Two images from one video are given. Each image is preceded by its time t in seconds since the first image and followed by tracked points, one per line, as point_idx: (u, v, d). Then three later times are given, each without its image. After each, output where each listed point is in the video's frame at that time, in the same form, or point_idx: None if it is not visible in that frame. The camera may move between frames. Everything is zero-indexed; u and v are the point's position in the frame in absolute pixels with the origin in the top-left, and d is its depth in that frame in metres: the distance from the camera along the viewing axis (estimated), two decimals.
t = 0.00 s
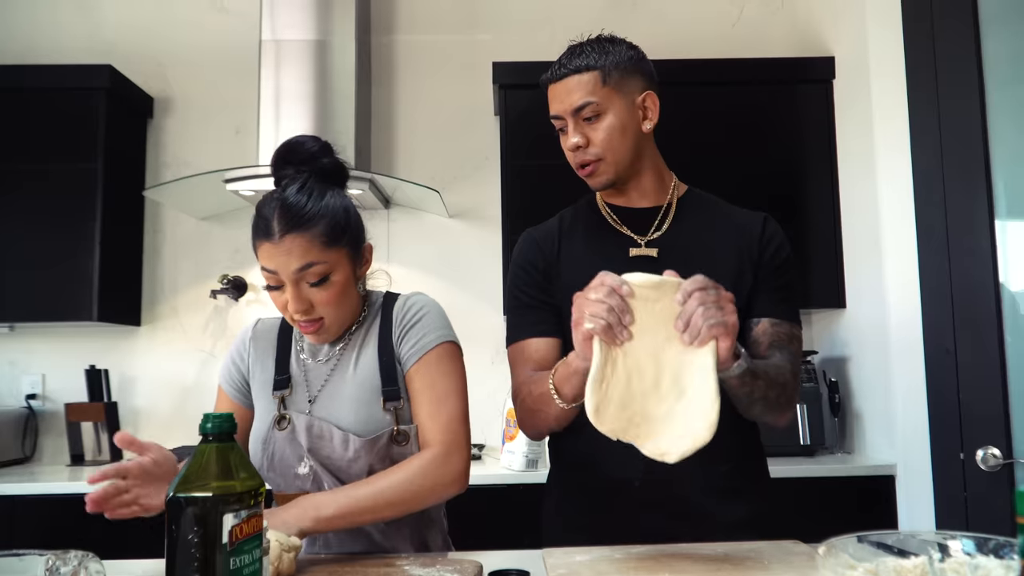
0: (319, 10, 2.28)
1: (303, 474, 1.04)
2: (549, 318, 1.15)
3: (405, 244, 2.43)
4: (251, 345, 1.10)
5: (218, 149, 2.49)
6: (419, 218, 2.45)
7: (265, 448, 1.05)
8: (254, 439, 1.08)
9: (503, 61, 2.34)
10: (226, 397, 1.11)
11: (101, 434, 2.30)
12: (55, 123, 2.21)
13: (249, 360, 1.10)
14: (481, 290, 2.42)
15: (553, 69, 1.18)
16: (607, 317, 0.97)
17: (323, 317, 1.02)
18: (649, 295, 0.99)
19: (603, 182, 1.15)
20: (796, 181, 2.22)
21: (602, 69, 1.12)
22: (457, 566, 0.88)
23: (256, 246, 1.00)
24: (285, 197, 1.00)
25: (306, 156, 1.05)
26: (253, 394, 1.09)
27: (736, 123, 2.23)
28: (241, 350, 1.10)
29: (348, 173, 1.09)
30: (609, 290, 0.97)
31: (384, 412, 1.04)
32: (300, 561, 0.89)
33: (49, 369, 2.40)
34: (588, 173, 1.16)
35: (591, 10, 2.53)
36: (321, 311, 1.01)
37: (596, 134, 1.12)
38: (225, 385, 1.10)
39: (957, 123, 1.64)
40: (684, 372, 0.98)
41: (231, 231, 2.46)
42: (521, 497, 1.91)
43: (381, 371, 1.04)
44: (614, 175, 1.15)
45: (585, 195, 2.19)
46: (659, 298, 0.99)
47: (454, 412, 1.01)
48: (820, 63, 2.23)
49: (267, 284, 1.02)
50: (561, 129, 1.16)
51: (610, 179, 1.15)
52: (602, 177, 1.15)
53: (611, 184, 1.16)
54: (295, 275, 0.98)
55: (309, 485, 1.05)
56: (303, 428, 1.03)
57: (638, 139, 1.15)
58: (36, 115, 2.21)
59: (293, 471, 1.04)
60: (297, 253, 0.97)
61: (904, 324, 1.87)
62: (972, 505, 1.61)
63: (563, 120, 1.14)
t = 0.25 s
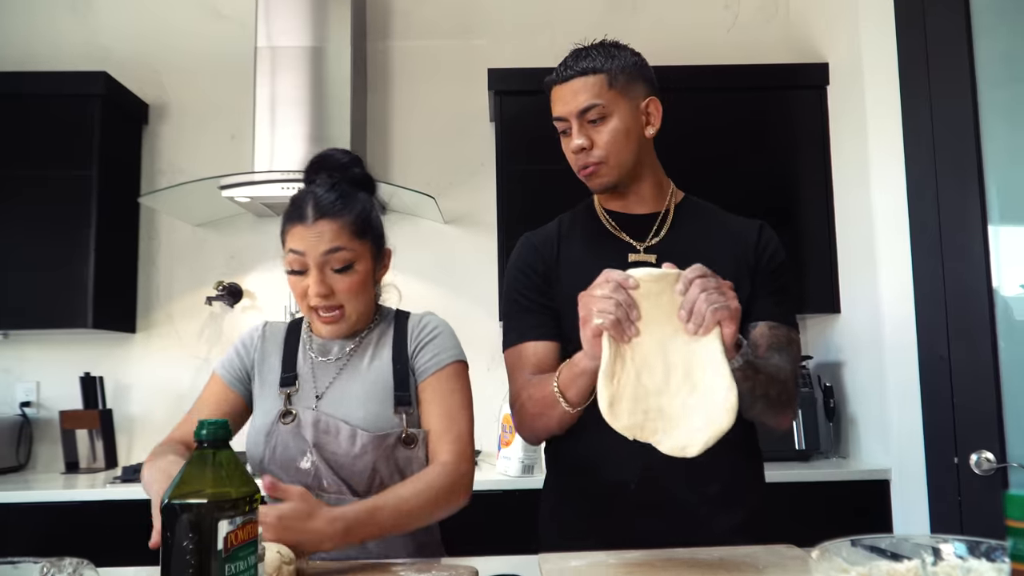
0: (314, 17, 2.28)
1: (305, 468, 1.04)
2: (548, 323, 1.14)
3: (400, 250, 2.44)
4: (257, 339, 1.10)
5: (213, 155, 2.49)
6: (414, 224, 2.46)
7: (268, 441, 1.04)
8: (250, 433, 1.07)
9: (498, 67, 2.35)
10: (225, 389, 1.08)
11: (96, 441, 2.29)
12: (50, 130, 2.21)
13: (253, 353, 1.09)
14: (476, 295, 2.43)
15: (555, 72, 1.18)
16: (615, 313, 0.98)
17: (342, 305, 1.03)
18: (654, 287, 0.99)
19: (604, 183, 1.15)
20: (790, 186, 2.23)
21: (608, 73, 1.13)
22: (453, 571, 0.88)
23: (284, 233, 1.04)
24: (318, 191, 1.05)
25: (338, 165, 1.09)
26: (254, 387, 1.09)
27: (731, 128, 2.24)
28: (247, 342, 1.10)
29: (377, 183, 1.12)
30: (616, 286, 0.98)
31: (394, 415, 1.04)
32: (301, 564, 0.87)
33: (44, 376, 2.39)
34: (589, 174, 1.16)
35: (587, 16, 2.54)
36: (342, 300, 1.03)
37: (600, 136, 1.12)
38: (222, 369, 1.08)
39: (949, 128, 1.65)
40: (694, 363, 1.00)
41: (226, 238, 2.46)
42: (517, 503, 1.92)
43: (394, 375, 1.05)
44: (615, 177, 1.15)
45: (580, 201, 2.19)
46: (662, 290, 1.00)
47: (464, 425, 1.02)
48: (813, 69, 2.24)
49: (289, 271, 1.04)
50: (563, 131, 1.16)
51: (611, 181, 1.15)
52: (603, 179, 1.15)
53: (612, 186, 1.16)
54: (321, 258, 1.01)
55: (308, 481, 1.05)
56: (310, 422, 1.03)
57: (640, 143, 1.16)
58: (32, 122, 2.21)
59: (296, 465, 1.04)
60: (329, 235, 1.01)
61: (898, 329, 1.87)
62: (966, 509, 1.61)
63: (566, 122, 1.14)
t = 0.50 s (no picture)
0: (308, 23, 2.28)
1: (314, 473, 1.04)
2: (550, 316, 1.12)
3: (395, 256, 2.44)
4: (265, 332, 1.11)
5: (207, 162, 2.49)
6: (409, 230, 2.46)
7: (277, 443, 1.04)
8: (253, 427, 1.06)
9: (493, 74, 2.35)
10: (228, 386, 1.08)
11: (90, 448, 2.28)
12: (44, 137, 2.21)
13: (260, 346, 1.10)
14: (472, 301, 2.43)
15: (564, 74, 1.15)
16: (622, 279, 0.95)
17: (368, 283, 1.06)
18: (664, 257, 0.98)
19: (616, 187, 1.14)
20: (784, 192, 2.23)
21: (622, 77, 1.11)
22: None
23: (319, 218, 1.09)
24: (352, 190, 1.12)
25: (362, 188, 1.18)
26: (257, 380, 1.09)
27: (725, 135, 2.24)
28: (254, 332, 1.11)
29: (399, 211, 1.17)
30: (623, 253, 0.96)
31: (413, 431, 1.06)
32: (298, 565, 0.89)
33: (38, 383, 2.38)
34: (599, 177, 1.14)
35: (581, 23, 2.55)
36: (368, 277, 1.05)
37: (614, 139, 1.10)
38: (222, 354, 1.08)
39: (942, 134, 1.66)
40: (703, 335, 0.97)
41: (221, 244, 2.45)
42: (512, 509, 1.91)
43: (415, 396, 1.07)
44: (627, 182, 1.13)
45: (575, 206, 2.20)
46: (669, 261, 0.98)
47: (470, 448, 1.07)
48: (806, 75, 2.25)
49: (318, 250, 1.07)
50: (574, 133, 1.13)
51: (621, 186, 1.14)
52: (613, 182, 1.13)
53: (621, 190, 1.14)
54: (356, 230, 1.05)
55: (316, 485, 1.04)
56: (324, 427, 1.03)
57: (648, 150, 1.15)
58: (26, 129, 2.21)
59: (305, 468, 1.03)
60: (367, 214, 1.07)
61: (892, 334, 1.88)
62: (961, 514, 1.61)
63: (579, 123, 1.11)
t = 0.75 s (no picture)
0: (304, 28, 2.29)
1: (320, 479, 1.01)
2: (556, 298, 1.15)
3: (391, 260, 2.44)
4: (260, 335, 1.11)
5: (203, 166, 2.49)
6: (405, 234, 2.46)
7: (282, 449, 1.02)
8: (253, 436, 1.06)
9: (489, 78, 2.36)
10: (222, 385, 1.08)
11: (86, 452, 2.28)
12: (41, 140, 2.21)
13: (257, 349, 1.10)
14: (467, 305, 2.43)
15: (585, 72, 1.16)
16: (622, 185, 0.95)
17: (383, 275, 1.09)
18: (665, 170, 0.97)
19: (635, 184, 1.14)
20: (779, 196, 2.24)
21: (649, 77, 1.14)
22: None
23: (333, 215, 1.13)
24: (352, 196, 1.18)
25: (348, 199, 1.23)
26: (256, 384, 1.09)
27: (720, 139, 2.25)
28: (250, 336, 1.11)
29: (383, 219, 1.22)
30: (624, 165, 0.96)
31: (413, 436, 1.06)
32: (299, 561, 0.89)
33: (34, 386, 2.38)
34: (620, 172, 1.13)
35: (577, 27, 2.55)
36: (384, 269, 1.09)
37: (640, 135, 1.12)
38: (216, 358, 1.08)
39: (937, 139, 1.67)
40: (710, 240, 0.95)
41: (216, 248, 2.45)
42: (508, 512, 1.91)
43: (413, 399, 1.08)
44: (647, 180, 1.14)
45: (571, 210, 2.20)
46: (671, 176, 0.97)
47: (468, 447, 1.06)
48: (801, 80, 2.26)
49: (332, 244, 1.11)
50: (598, 126, 1.13)
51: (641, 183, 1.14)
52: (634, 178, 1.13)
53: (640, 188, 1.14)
54: (373, 224, 1.10)
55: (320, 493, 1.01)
56: (330, 432, 1.02)
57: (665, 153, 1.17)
58: (22, 132, 2.21)
59: (310, 475, 1.02)
60: (381, 209, 1.13)
61: (887, 337, 1.88)
62: (955, 517, 1.62)
63: (607, 115, 1.12)
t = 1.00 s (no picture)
0: (302, 28, 2.29)
1: (314, 479, 1.01)
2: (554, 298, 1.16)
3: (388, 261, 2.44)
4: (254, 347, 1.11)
5: (200, 166, 2.49)
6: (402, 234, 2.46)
7: (274, 451, 1.02)
8: (249, 444, 1.06)
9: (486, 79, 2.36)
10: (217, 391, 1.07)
11: (82, 452, 2.27)
12: (38, 140, 2.21)
13: (252, 360, 1.10)
14: (464, 306, 2.43)
15: (599, 77, 1.18)
16: (621, 183, 0.99)
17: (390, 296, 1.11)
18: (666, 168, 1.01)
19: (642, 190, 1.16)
20: (776, 198, 2.25)
21: (661, 85, 1.16)
22: None
23: (334, 225, 1.12)
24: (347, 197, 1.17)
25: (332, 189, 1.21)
26: (253, 395, 1.09)
27: (718, 140, 2.26)
28: (244, 348, 1.11)
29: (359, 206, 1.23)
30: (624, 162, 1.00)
31: (405, 429, 1.06)
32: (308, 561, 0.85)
33: (30, 386, 2.37)
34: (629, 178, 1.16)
35: (574, 29, 2.55)
36: (393, 290, 1.11)
37: (650, 143, 1.14)
38: (213, 376, 1.08)
39: (933, 140, 1.67)
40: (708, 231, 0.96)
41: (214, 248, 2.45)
42: (505, 513, 1.91)
43: (405, 395, 1.08)
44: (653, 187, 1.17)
45: (567, 211, 2.20)
46: (670, 176, 1.01)
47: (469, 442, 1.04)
48: (798, 81, 2.26)
49: (342, 262, 1.10)
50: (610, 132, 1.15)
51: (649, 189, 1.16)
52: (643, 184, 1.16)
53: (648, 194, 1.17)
54: (381, 242, 1.11)
55: (315, 493, 1.01)
56: (323, 433, 1.02)
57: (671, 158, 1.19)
58: (19, 132, 2.21)
59: (304, 475, 1.01)
60: (387, 225, 1.13)
61: (883, 339, 1.89)
62: (951, 518, 1.62)
63: (619, 121, 1.14)
